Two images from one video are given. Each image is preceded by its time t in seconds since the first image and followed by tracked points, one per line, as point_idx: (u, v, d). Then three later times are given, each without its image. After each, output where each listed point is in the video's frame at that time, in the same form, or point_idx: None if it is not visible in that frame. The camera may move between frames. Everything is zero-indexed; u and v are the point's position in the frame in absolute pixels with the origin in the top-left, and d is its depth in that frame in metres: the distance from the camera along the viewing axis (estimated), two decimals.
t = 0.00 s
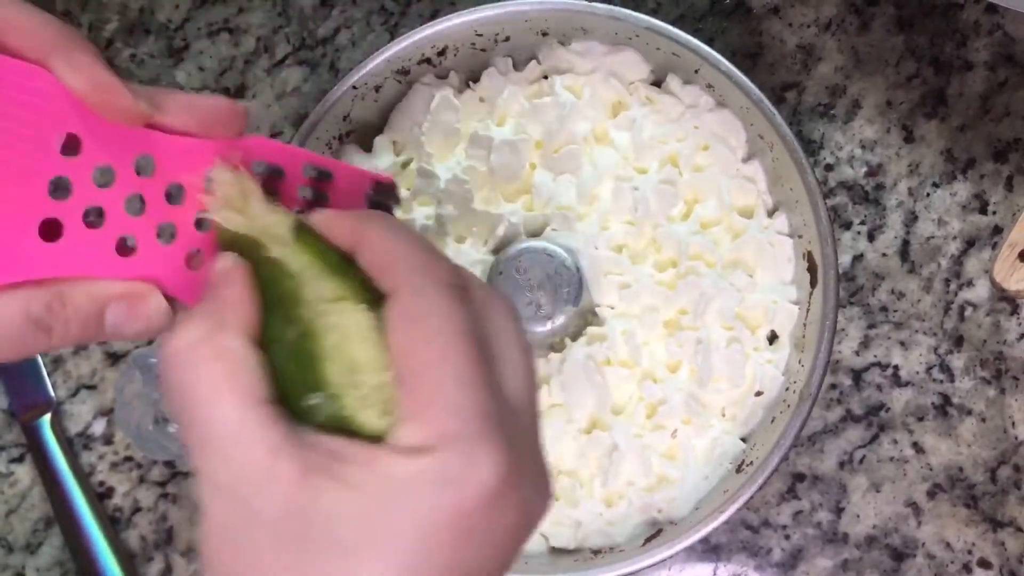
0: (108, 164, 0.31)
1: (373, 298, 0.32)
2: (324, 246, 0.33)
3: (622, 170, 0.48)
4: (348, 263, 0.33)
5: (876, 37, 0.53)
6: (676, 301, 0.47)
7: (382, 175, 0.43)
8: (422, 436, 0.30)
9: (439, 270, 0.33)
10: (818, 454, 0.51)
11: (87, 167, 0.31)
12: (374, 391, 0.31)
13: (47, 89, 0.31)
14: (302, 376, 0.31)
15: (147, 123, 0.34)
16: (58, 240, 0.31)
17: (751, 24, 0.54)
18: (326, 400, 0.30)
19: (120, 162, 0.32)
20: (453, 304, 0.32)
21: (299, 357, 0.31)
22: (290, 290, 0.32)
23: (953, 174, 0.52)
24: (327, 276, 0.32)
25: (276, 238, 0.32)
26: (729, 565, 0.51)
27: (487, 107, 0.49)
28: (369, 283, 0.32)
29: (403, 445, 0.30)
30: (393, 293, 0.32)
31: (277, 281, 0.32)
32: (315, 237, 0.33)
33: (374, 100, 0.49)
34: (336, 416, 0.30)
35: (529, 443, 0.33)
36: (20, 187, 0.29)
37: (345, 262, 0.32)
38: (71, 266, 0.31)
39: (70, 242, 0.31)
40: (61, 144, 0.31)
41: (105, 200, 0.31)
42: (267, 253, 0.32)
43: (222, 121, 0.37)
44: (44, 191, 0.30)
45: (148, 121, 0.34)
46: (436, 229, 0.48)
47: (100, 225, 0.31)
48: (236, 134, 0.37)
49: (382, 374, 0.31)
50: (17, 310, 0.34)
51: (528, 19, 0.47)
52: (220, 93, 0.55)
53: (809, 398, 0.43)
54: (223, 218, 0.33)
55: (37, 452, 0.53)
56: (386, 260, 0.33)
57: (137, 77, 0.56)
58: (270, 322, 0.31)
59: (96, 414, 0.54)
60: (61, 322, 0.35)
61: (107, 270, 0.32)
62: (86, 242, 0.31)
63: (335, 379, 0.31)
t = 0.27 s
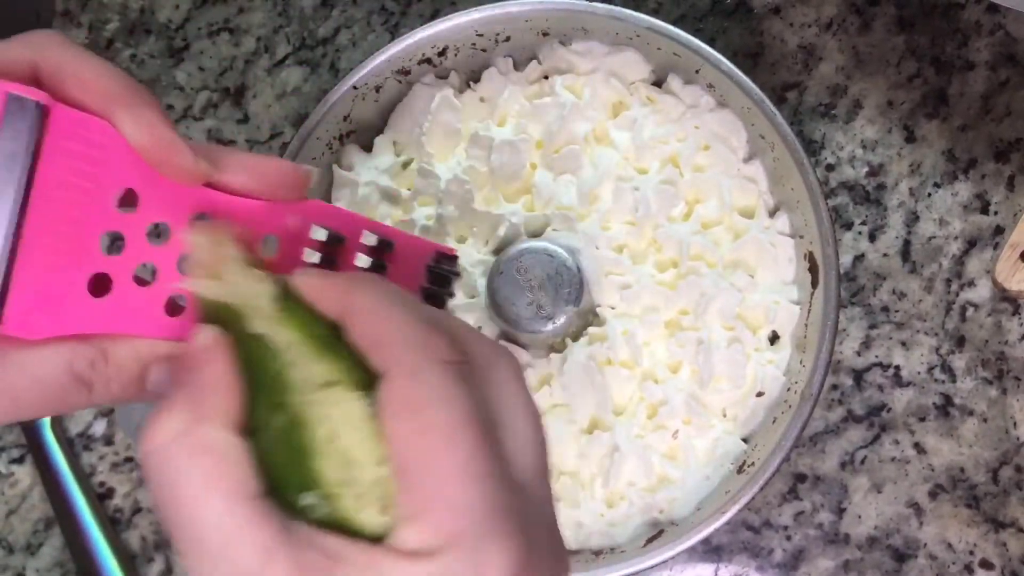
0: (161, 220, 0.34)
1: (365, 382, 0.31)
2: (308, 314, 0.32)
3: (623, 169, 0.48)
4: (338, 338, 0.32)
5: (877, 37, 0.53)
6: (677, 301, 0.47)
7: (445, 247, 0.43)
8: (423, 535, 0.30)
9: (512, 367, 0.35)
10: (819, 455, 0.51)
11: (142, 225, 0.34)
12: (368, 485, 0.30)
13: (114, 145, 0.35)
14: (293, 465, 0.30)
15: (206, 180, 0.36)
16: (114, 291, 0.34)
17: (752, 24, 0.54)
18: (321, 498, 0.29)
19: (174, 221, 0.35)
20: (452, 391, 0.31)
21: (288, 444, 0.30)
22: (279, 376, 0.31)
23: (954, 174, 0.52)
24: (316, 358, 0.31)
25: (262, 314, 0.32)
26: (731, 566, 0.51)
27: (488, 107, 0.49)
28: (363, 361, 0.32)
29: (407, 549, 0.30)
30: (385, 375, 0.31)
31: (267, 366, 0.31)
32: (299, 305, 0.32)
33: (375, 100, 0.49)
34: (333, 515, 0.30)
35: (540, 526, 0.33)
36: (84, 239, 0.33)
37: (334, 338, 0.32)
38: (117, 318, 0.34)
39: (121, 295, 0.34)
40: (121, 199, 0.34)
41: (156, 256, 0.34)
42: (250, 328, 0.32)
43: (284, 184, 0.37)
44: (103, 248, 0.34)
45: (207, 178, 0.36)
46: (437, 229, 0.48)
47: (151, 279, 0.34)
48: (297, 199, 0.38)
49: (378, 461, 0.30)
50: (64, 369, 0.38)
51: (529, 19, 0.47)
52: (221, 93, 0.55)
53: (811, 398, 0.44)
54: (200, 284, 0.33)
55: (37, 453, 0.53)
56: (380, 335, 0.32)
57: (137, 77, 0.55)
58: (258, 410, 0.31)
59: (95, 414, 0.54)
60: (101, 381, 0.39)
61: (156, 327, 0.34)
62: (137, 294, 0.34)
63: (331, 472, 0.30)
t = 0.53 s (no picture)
0: (213, 257, 0.34)
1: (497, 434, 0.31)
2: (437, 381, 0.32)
3: (624, 168, 0.48)
4: (453, 395, 0.32)
5: (879, 35, 0.53)
6: (678, 301, 0.47)
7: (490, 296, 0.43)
8: None
9: (541, 396, 0.33)
10: (821, 454, 0.51)
11: (193, 263, 0.34)
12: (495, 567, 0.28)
13: (172, 174, 0.32)
14: (428, 545, 0.28)
15: (267, 220, 0.35)
16: (158, 329, 0.34)
17: (752, 22, 0.54)
18: None
19: (227, 259, 0.35)
20: (587, 465, 0.31)
21: (425, 505, 0.29)
22: (403, 443, 0.30)
23: (957, 173, 0.52)
24: (439, 423, 0.30)
25: (379, 376, 0.32)
26: (732, 566, 0.51)
27: (488, 106, 0.49)
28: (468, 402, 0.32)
29: None
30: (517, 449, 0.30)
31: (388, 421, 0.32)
32: (421, 370, 0.32)
33: (375, 99, 0.49)
34: None
35: None
36: (136, 272, 0.32)
37: (446, 395, 0.32)
38: (160, 355, 0.34)
39: (164, 333, 0.34)
40: (176, 232, 0.33)
41: (207, 296, 0.34)
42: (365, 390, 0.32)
43: (346, 224, 0.37)
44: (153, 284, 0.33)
45: (268, 220, 0.36)
46: (436, 229, 0.48)
47: (198, 320, 0.34)
48: (352, 243, 0.37)
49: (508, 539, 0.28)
50: (99, 409, 0.35)
51: (528, 17, 0.47)
52: (220, 92, 0.55)
53: (813, 396, 0.43)
54: (320, 344, 0.34)
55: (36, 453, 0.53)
56: (501, 400, 0.32)
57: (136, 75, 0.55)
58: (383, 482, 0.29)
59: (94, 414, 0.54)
60: (135, 423, 0.36)
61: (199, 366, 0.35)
62: (180, 334, 0.34)
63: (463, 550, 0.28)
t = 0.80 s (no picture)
0: (280, 291, 0.37)
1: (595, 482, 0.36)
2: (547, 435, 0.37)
3: (623, 165, 0.48)
4: (563, 449, 0.37)
5: (878, 33, 0.53)
6: (677, 298, 0.47)
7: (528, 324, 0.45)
8: None
9: (647, 458, 0.36)
10: (820, 452, 0.51)
11: (262, 297, 0.36)
12: None
13: (249, 217, 0.35)
14: None
15: (335, 258, 0.38)
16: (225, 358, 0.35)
17: (752, 20, 0.54)
18: None
19: (293, 293, 0.37)
20: (652, 469, 0.35)
21: (517, 553, 0.33)
22: (507, 484, 0.35)
23: (955, 170, 0.52)
24: (548, 473, 0.35)
25: (493, 420, 0.38)
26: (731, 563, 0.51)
27: (488, 103, 0.49)
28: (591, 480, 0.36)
29: None
30: (614, 493, 0.35)
31: (496, 457, 0.36)
32: (534, 422, 0.38)
33: (374, 96, 0.49)
34: None
35: None
36: (208, 304, 0.34)
37: (553, 444, 0.37)
38: (225, 384, 0.36)
39: (230, 362, 0.36)
40: (247, 266, 0.35)
41: (273, 328, 0.36)
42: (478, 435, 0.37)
43: (404, 261, 0.40)
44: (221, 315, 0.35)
45: (335, 257, 0.38)
46: (435, 226, 0.48)
47: (263, 349, 0.37)
48: (406, 280, 0.40)
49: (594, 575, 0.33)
50: (166, 433, 0.37)
51: (527, 14, 0.47)
52: (219, 90, 0.55)
53: (813, 392, 0.43)
54: (439, 385, 0.39)
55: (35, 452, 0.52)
56: (609, 452, 0.36)
57: (136, 73, 0.55)
58: (485, 511, 0.34)
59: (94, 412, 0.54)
60: (197, 446, 0.38)
61: (259, 395, 0.37)
62: (245, 363, 0.36)
63: None
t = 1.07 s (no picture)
0: (383, 252, 0.38)
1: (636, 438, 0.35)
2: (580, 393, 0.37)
3: (622, 166, 0.48)
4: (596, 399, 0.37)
5: (875, 34, 0.53)
6: (676, 299, 0.48)
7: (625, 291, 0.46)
8: None
9: (691, 421, 0.34)
10: (819, 452, 0.51)
11: (369, 256, 0.37)
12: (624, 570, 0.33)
13: (353, 173, 0.36)
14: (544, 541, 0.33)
15: (440, 218, 0.39)
16: (328, 320, 0.37)
17: (750, 22, 0.54)
18: None
19: (397, 253, 0.38)
20: (712, 473, 0.33)
21: (538, 519, 0.34)
22: (536, 441, 0.35)
23: (954, 171, 0.52)
24: (576, 429, 0.35)
25: (514, 362, 0.38)
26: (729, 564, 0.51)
27: (485, 104, 0.49)
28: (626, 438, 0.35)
29: None
30: (655, 452, 0.34)
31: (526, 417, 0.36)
32: (563, 371, 0.38)
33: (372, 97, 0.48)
34: None
35: None
36: (313, 265, 0.36)
37: (586, 397, 0.37)
38: (333, 345, 0.38)
39: (333, 323, 0.37)
40: (354, 225, 0.36)
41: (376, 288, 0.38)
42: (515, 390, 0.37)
43: (507, 223, 0.41)
44: (328, 277, 0.36)
45: (441, 216, 0.39)
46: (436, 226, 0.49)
47: (365, 311, 0.38)
48: (515, 239, 0.41)
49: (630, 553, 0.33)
50: (272, 403, 0.40)
51: (525, 17, 0.47)
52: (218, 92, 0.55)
53: (812, 394, 0.42)
54: (456, 326, 0.40)
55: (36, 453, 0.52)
56: (638, 394, 0.35)
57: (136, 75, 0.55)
58: (503, 469, 0.35)
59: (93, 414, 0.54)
60: (301, 412, 0.41)
61: (360, 356, 0.39)
62: (348, 323, 0.38)
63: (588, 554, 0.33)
